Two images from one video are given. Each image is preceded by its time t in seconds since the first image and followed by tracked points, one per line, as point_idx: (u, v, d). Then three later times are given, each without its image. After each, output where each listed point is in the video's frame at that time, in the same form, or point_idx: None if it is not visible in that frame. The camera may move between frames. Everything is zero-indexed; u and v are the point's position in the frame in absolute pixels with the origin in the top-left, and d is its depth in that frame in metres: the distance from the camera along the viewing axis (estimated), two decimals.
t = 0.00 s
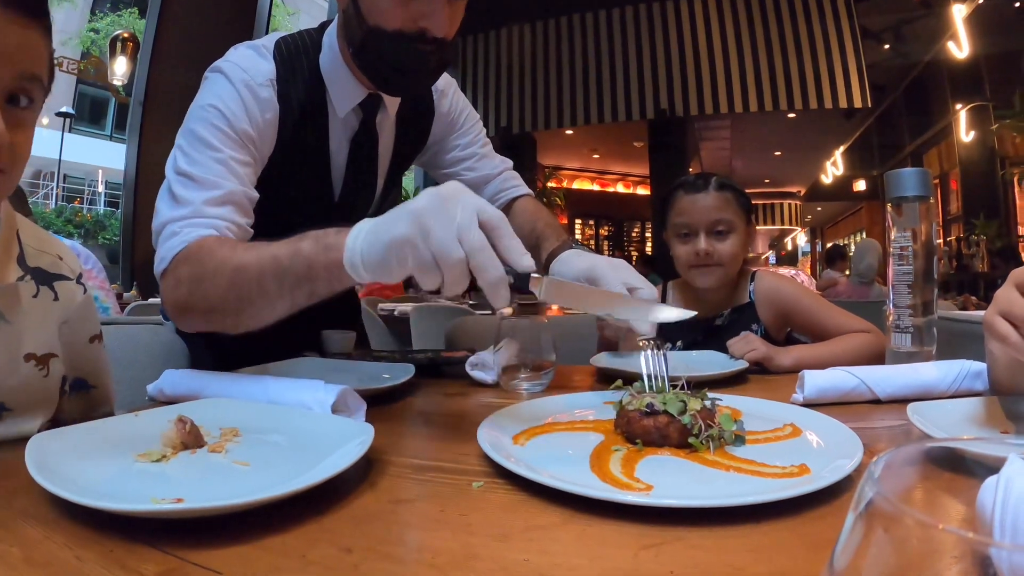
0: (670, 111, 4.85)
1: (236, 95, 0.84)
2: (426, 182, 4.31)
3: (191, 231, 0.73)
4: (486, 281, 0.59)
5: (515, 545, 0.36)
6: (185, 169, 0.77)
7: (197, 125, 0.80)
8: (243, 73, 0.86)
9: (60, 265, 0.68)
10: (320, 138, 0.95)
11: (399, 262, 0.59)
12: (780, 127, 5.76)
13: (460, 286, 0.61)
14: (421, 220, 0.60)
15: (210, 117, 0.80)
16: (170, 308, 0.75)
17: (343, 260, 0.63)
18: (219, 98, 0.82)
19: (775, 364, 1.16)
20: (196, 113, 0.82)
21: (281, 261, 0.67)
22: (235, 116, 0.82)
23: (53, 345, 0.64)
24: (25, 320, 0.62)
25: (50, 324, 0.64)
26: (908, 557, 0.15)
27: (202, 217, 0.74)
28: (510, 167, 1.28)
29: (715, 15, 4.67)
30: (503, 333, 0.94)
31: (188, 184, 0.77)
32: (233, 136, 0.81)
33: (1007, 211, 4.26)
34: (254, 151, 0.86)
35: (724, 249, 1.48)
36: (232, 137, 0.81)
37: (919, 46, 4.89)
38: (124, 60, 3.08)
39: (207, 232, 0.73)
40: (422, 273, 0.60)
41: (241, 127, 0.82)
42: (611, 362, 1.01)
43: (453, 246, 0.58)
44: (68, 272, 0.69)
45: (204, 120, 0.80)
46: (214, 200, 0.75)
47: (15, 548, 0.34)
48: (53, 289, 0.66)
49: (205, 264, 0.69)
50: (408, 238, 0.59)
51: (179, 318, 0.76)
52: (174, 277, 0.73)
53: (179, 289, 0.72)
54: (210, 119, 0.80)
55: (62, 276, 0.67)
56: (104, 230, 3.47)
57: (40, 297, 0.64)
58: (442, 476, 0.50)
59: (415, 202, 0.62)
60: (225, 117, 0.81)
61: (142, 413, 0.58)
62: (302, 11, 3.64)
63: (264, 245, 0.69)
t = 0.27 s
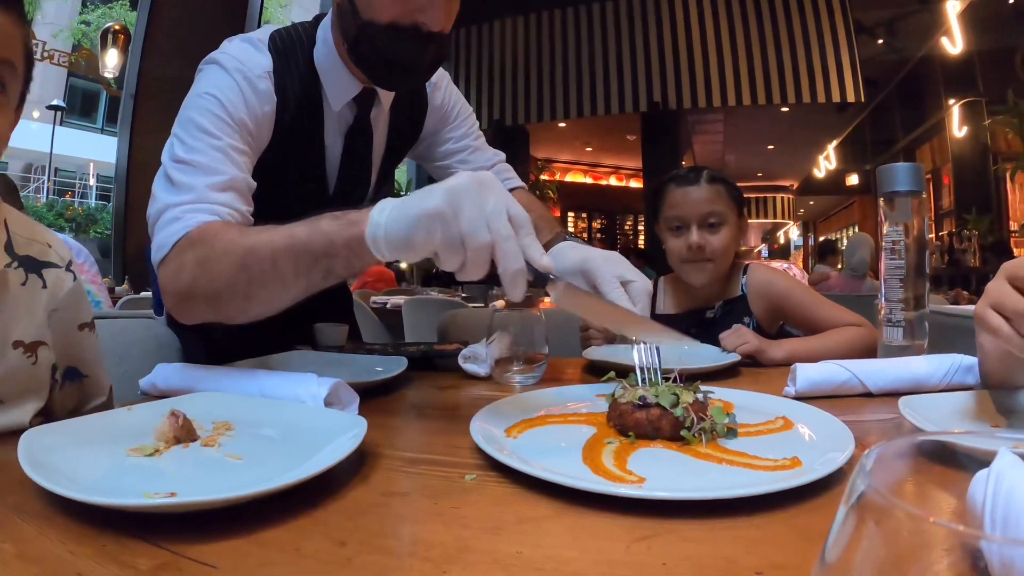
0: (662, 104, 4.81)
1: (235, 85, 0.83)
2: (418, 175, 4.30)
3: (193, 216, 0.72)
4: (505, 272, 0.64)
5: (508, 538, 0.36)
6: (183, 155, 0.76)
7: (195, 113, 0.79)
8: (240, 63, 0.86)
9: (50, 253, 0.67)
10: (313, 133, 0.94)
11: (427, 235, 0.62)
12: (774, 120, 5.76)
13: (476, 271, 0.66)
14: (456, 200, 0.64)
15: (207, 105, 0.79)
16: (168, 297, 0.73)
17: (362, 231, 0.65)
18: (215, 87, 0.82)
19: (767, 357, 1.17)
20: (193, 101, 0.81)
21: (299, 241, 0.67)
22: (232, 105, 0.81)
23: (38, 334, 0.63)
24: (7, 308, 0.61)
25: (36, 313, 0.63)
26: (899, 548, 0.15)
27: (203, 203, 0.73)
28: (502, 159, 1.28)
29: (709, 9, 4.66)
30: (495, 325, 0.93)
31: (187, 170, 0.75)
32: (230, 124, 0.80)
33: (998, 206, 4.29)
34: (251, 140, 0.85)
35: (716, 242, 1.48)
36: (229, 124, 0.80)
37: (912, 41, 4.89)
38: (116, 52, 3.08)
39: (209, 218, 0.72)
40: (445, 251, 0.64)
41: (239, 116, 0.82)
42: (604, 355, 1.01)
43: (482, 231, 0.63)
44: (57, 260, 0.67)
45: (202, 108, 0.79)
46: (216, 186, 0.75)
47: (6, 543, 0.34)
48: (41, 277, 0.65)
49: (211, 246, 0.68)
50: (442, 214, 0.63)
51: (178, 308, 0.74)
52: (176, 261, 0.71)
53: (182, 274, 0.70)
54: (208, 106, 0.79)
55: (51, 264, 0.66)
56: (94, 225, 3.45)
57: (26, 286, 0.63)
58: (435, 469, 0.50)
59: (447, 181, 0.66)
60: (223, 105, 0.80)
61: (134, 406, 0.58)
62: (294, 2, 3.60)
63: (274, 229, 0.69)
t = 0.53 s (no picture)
0: (656, 96, 4.78)
1: (237, 78, 0.82)
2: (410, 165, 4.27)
3: (202, 211, 0.71)
4: (528, 290, 0.66)
5: (500, 528, 0.36)
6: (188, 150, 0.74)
7: (198, 106, 0.77)
8: (240, 55, 0.85)
9: (20, 229, 0.63)
10: (313, 126, 0.94)
11: (456, 250, 0.63)
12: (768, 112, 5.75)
13: (497, 286, 0.68)
14: (486, 215, 0.65)
15: (211, 98, 0.78)
16: (176, 297, 0.70)
17: (387, 240, 0.66)
18: (216, 78, 0.80)
19: (759, 349, 1.18)
20: (194, 93, 0.79)
21: (320, 244, 0.67)
22: (235, 97, 0.80)
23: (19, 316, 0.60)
24: None
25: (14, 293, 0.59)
26: (892, 539, 0.15)
27: (212, 197, 0.72)
28: (495, 152, 1.27)
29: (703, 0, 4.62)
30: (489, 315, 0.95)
31: (192, 164, 0.74)
32: (234, 117, 0.79)
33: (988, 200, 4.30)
34: (253, 134, 0.84)
35: (708, 233, 1.48)
36: (233, 118, 0.79)
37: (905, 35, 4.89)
38: (106, 42, 3.16)
39: (218, 214, 0.71)
40: (470, 267, 0.66)
41: (241, 108, 0.81)
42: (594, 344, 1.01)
43: (511, 255, 0.66)
44: (32, 237, 0.63)
45: (204, 99, 0.78)
46: (224, 179, 0.74)
47: None
48: (14, 256, 0.61)
49: (226, 244, 0.67)
50: (472, 230, 0.64)
51: (185, 309, 0.72)
52: (182, 256, 0.69)
53: (193, 273, 0.68)
54: (210, 97, 0.78)
55: (25, 242, 0.62)
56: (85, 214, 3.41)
57: None
58: (427, 459, 0.50)
59: (479, 196, 0.67)
60: (226, 97, 0.79)
61: (126, 398, 0.57)
62: None
63: (294, 231, 0.69)
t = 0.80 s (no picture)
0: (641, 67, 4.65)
1: (220, 46, 0.79)
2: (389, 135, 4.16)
3: (189, 184, 0.71)
4: (522, 253, 0.67)
5: (485, 505, 0.36)
6: (174, 122, 0.73)
7: (180, 76, 0.75)
8: (222, 23, 0.81)
9: None
10: (297, 97, 0.90)
11: (450, 203, 0.64)
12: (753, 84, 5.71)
13: (493, 246, 0.68)
14: (486, 171, 0.65)
15: (195, 69, 0.76)
16: (166, 272, 0.71)
17: (383, 191, 0.66)
18: (200, 48, 0.78)
19: (740, 324, 1.19)
20: (178, 62, 0.77)
21: (308, 205, 0.66)
22: (221, 69, 0.78)
23: None
24: None
25: None
26: (889, 527, 0.15)
27: (198, 170, 0.72)
28: (478, 124, 1.23)
29: None
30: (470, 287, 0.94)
31: (177, 137, 0.73)
32: (219, 88, 0.77)
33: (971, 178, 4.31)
34: (237, 103, 0.82)
35: (692, 205, 1.47)
36: (219, 89, 0.77)
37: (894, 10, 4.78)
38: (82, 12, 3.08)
39: (205, 187, 0.71)
40: (466, 221, 0.66)
41: (228, 80, 0.79)
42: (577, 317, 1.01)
43: (507, 214, 0.65)
44: None
45: (186, 67, 0.76)
46: (211, 151, 0.74)
47: None
48: None
49: (217, 217, 0.67)
50: (468, 184, 0.64)
51: (174, 283, 0.72)
52: (169, 231, 0.70)
53: (181, 247, 0.68)
54: (191, 66, 0.75)
55: None
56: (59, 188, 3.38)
57: None
58: (409, 434, 0.49)
59: (481, 152, 0.67)
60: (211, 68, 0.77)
61: (102, 376, 0.56)
62: None
63: (286, 194, 0.68)
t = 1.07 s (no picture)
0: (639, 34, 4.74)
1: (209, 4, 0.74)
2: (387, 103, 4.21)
3: (192, 145, 0.66)
4: (543, 206, 0.66)
5: (481, 483, 0.35)
6: (169, 83, 0.68)
7: (169, 34, 0.70)
8: None
9: None
10: (288, 63, 0.88)
11: (479, 147, 0.62)
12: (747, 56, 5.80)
13: (512, 198, 0.67)
14: (518, 119, 0.63)
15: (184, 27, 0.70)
16: (170, 236, 0.67)
17: (405, 129, 0.63)
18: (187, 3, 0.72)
19: (735, 296, 1.18)
20: (163, 23, 0.71)
21: (288, 164, 0.63)
22: (212, 26, 0.73)
23: None
24: None
25: None
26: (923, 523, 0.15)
27: (202, 129, 0.68)
28: (470, 90, 1.20)
29: None
30: (462, 256, 0.92)
31: (173, 97, 0.68)
32: (212, 45, 0.72)
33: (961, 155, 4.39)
34: (229, 64, 0.78)
35: (687, 177, 1.44)
36: (211, 48, 0.72)
37: None
38: None
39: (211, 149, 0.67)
40: (490, 167, 0.65)
41: (220, 38, 0.74)
42: (573, 289, 1.00)
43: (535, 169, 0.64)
44: None
45: (177, 23, 0.70)
46: (212, 109, 0.69)
47: None
48: None
49: (224, 174, 0.63)
50: (500, 129, 0.63)
51: (177, 248, 0.69)
52: (174, 193, 0.66)
53: (187, 207, 0.65)
54: (183, 23, 0.71)
55: None
56: (49, 160, 3.49)
57: None
58: (402, 408, 0.48)
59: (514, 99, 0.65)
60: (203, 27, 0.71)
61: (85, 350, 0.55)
62: None
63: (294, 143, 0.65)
